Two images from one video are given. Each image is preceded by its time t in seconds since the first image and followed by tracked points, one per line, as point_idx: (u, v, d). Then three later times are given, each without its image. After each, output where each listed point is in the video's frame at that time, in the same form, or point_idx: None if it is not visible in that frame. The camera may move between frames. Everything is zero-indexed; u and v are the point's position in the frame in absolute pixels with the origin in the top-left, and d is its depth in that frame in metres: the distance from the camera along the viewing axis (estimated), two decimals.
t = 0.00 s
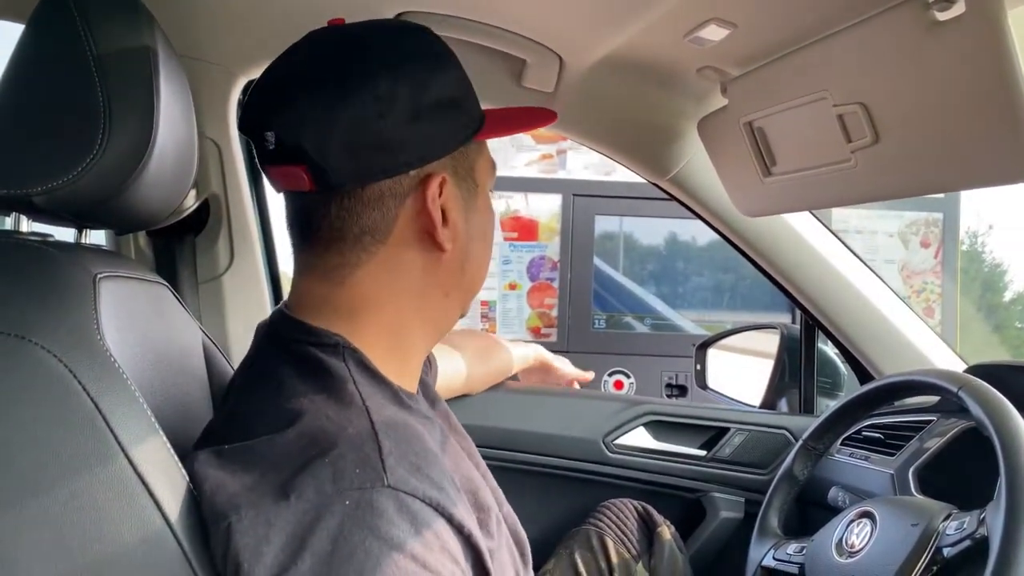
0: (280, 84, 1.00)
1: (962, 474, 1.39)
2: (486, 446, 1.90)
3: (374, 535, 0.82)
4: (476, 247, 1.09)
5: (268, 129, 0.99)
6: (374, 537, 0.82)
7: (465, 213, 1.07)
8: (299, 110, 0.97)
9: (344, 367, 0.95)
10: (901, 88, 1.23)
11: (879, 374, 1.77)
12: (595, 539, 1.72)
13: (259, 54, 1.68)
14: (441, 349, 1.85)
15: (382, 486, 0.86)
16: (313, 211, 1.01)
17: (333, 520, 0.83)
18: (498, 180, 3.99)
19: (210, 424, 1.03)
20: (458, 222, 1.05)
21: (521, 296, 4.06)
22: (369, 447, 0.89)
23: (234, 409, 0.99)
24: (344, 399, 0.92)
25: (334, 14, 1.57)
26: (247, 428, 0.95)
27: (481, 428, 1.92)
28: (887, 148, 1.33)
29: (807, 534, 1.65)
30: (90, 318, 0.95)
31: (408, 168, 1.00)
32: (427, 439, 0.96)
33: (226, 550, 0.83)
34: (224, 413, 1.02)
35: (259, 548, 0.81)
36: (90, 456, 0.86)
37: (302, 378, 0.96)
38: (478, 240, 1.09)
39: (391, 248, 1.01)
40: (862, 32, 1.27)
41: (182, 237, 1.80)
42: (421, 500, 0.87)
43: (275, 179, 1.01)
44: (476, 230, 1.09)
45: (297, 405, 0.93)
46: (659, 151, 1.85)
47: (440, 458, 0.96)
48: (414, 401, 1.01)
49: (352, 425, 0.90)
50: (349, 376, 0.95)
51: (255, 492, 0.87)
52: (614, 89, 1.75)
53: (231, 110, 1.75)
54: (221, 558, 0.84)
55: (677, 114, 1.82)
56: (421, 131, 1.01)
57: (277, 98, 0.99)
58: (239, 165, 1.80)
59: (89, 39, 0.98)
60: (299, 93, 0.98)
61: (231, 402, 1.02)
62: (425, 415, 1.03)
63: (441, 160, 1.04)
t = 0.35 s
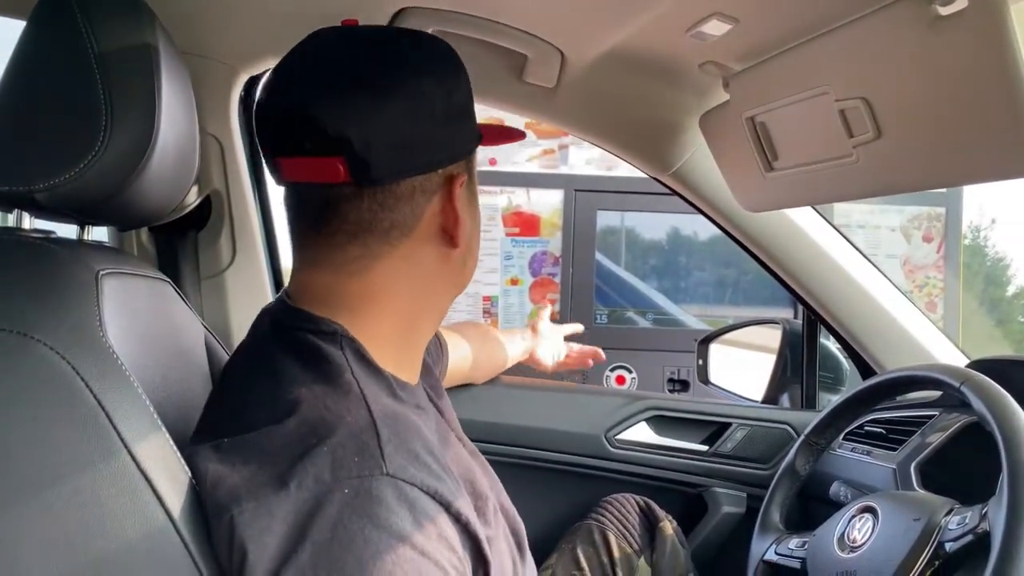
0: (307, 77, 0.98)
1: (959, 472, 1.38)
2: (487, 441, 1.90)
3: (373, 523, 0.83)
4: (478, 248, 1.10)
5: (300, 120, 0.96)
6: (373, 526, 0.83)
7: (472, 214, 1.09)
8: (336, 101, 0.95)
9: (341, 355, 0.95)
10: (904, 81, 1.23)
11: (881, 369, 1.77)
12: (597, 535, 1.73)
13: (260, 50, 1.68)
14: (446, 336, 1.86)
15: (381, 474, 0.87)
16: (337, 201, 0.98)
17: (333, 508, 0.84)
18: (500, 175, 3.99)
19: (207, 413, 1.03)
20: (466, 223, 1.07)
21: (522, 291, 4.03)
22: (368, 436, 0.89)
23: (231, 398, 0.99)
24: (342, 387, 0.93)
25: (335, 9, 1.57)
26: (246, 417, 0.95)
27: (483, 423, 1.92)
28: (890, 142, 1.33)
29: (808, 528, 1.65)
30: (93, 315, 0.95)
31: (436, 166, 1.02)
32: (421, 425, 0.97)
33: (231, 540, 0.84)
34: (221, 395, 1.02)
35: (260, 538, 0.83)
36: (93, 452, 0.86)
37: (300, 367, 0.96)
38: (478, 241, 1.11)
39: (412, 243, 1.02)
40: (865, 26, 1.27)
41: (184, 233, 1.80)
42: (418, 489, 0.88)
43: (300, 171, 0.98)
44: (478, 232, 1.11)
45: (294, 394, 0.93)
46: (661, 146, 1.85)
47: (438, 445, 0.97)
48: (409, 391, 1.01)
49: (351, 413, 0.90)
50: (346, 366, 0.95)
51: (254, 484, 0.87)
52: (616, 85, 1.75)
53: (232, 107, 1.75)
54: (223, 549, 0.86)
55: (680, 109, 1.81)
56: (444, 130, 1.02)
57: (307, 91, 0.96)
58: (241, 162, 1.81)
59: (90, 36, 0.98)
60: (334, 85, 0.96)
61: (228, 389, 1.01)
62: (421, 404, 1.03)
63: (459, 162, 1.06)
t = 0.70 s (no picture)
0: (327, 83, 0.98)
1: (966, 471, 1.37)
2: (490, 436, 1.91)
3: (397, 513, 0.83)
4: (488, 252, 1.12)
5: (321, 128, 0.97)
6: (397, 516, 0.83)
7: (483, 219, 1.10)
8: (359, 113, 0.96)
9: (361, 354, 0.95)
10: (909, 74, 1.22)
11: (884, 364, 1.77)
12: (600, 530, 1.73)
13: (261, 45, 1.67)
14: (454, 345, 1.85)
15: (405, 466, 0.86)
16: (353, 206, 0.99)
17: (356, 500, 0.83)
18: (502, 171, 3.99)
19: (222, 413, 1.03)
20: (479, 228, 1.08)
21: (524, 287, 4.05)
22: (391, 430, 0.89)
23: (247, 396, 0.99)
24: (363, 384, 0.93)
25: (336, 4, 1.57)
26: (262, 415, 0.95)
27: (487, 419, 1.92)
28: (894, 136, 1.33)
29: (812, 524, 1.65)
30: (95, 311, 0.94)
31: (452, 174, 1.03)
32: (442, 420, 0.97)
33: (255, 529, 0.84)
34: (238, 390, 1.02)
35: (284, 527, 0.83)
36: (96, 449, 0.85)
37: (318, 364, 0.96)
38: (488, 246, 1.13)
39: (428, 248, 1.03)
40: (868, 19, 1.26)
41: (186, 230, 1.81)
42: (443, 482, 0.88)
43: (320, 177, 0.99)
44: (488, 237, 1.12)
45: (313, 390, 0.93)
46: (664, 141, 1.85)
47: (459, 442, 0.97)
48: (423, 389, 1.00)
49: (373, 408, 0.90)
50: (366, 361, 0.95)
51: (276, 476, 0.88)
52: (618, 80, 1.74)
53: (234, 103, 1.75)
54: (244, 539, 0.86)
55: (683, 105, 1.81)
56: (460, 136, 1.03)
57: (329, 99, 0.97)
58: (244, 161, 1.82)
59: (92, 32, 0.98)
60: (357, 96, 0.96)
61: (243, 387, 1.01)
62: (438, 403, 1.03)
63: (473, 168, 1.06)
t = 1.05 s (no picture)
0: (363, 93, 1.03)
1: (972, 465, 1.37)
2: (491, 432, 1.91)
3: (415, 476, 0.85)
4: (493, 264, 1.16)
5: (357, 133, 1.02)
6: (415, 479, 0.85)
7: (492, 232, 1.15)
8: (394, 121, 1.01)
9: (376, 336, 0.98)
10: (911, 68, 1.22)
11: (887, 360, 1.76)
12: (602, 525, 1.73)
13: (262, 43, 1.67)
14: (454, 346, 1.86)
15: (423, 432, 0.89)
16: (376, 206, 1.02)
17: (376, 464, 0.86)
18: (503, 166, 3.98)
19: (239, 401, 1.06)
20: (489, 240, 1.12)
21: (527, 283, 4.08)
22: (408, 400, 0.92)
23: (265, 380, 1.02)
24: (378, 359, 0.96)
25: None
26: (281, 393, 0.98)
27: (489, 415, 1.92)
28: (896, 130, 1.33)
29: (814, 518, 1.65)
30: (99, 307, 0.94)
31: (472, 187, 1.08)
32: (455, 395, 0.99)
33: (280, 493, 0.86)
34: (252, 382, 1.05)
35: (305, 489, 0.85)
36: (97, 446, 0.85)
37: (335, 345, 0.99)
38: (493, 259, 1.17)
39: (443, 254, 1.06)
40: (869, 12, 1.26)
41: (188, 225, 1.81)
42: (459, 449, 0.90)
43: (348, 179, 1.03)
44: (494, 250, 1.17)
45: (331, 367, 0.96)
46: (665, 136, 1.85)
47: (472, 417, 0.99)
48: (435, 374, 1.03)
49: (391, 379, 0.94)
50: (379, 342, 0.97)
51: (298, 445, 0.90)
52: (620, 75, 1.74)
53: (234, 97, 1.74)
54: (263, 508, 0.87)
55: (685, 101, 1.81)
56: (483, 157, 1.09)
57: (365, 107, 1.02)
58: (245, 156, 1.82)
59: (93, 28, 0.97)
60: (394, 105, 1.02)
61: (261, 373, 1.05)
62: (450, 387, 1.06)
63: (488, 187, 1.11)
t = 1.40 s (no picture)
0: (406, 110, 1.07)
1: (972, 461, 1.37)
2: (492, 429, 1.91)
3: (469, 452, 0.87)
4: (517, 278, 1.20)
5: (400, 147, 1.06)
6: (469, 455, 0.86)
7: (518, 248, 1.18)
8: (436, 138, 1.05)
9: (417, 329, 1.01)
10: (912, 64, 1.22)
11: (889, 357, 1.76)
12: (603, 522, 1.73)
13: (261, 40, 1.67)
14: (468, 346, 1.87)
15: (475, 411, 0.90)
16: (414, 216, 1.06)
17: (432, 437, 0.87)
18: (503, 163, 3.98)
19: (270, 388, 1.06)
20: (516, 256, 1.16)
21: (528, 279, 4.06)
22: (459, 383, 0.93)
23: (307, 362, 1.03)
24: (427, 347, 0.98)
25: None
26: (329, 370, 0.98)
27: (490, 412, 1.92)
28: (897, 127, 1.33)
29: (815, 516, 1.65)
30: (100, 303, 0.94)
31: (506, 202, 1.11)
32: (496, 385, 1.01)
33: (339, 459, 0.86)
34: (293, 363, 1.06)
35: (367, 457, 0.86)
36: (98, 444, 0.85)
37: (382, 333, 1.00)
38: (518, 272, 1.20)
39: (475, 266, 1.10)
40: (870, 8, 1.25)
41: (188, 223, 1.81)
42: (506, 432, 0.92)
43: (388, 190, 1.06)
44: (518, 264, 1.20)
45: (381, 349, 0.97)
46: (667, 133, 1.85)
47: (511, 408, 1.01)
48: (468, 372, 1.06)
49: (442, 363, 0.95)
50: (420, 334, 1.01)
51: (353, 416, 0.90)
52: (622, 71, 1.73)
53: (233, 94, 1.74)
54: (318, 474, 0.88)
55: (686, 98, 1.80)
56: (519, 173, 1.13)
57: (408, 122, 1.06)
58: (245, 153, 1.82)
59: (93, 26, 0.97)
60: (436, 121, 1.06)
61: (303, 354, 1.05)
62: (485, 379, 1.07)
63: (520, 205, 1.15)
